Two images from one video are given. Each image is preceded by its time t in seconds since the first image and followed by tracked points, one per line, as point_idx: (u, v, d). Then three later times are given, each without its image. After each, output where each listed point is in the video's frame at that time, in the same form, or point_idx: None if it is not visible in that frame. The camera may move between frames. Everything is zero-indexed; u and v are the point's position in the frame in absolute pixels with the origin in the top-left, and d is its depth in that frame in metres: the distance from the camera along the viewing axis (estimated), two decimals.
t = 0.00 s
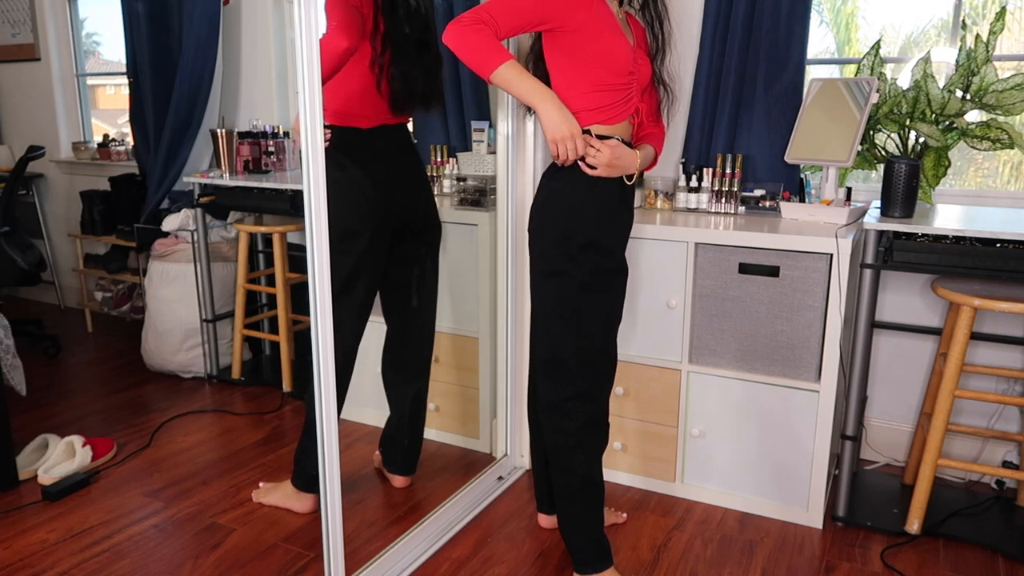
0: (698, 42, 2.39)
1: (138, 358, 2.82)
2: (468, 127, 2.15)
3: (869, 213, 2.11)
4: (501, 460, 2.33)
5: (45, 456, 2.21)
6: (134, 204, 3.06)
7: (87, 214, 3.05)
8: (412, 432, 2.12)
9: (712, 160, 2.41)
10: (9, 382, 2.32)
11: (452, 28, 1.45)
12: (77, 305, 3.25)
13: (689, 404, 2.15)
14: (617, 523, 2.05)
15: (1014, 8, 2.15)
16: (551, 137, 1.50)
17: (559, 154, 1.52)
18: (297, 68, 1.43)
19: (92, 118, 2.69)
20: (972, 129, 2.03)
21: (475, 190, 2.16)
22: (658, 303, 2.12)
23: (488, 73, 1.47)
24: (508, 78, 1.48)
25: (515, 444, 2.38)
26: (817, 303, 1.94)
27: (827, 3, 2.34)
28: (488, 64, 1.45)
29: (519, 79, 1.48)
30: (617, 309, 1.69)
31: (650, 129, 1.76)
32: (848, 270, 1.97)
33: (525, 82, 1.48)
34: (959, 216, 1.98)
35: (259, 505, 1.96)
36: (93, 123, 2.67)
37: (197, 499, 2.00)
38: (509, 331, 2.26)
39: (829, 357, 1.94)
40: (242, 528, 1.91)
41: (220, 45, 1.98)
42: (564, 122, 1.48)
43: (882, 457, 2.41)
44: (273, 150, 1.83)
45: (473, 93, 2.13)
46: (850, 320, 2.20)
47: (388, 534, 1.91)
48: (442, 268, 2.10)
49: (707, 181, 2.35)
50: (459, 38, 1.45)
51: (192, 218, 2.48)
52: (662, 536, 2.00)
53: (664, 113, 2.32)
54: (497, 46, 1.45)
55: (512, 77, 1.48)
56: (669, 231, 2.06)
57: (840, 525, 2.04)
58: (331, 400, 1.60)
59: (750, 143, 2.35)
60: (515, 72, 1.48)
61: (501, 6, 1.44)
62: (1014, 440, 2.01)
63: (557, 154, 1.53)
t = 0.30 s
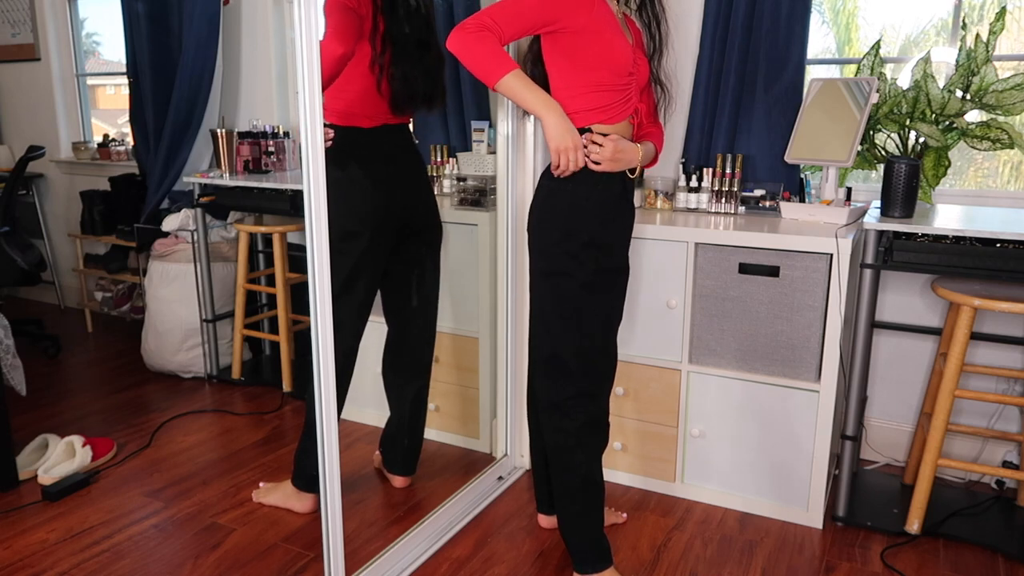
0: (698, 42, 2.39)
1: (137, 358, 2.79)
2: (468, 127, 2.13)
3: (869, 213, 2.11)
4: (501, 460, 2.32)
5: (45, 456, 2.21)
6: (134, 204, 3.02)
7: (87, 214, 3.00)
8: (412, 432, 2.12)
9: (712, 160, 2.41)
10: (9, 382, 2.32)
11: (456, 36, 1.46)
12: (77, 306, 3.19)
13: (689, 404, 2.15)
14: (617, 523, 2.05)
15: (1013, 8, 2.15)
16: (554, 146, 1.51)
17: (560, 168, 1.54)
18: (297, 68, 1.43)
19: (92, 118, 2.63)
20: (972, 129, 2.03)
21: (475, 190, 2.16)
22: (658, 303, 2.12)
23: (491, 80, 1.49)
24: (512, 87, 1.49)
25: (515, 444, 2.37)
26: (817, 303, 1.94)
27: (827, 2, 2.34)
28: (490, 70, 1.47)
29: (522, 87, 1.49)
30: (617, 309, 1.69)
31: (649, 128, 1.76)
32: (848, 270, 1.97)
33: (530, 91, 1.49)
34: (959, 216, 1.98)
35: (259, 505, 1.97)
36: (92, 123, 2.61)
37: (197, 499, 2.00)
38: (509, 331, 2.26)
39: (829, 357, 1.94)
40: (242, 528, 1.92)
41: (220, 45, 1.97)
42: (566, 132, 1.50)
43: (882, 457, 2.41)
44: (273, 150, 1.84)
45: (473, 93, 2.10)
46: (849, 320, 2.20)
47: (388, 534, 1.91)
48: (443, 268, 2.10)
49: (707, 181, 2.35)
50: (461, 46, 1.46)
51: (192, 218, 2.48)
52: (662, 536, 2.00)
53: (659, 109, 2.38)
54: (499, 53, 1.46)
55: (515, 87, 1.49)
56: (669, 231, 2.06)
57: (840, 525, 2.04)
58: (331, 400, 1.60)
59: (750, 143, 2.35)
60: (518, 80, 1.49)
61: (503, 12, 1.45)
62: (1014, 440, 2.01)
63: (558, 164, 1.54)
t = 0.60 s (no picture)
0: (698, 43, 2.39)
1: (138, 358, 2.84)
2: (468, 127, 2.12)
3: (869, 213, 2.11)
4: (501, 460, 2.32)
5: (45, 456, 2.19)
6: (134, 204, 3.07)
7: (87, 214, 3.07)
8: (412, 431, 2.12)
9: (712, 160, 2.41)
10: (9, 382, 2.31)
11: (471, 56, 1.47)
12: (78, 305, 3.29)
13: (689, 404, 2.15)
14: (617, 524, 2.05)
15: (1013, 8, 2.15)
16: (596, 139, 1.45)
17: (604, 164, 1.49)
18: (297, 68, 1.42)
19: (91, 118, 2.67)
20: (972, 129, 2.03)
21: (475, 190, 2.16)
22: (658, 303, 2.12)
23: (512, 91, 1.46)
24: (537, 94, 1.46)
25: (515, 444, 2.37)
26: (817, 303, 1.94)
27: (828, 2, 2.34)
28: (508, 83, 1.45)
29: (546, 91, 1.45)
30: (617, 309, 1.69)
31: (648, 129, 1.76)
32: (848, 270, 1.97)
33: (559, 93, 1.45)
34: (959, 216, 1.98)
35: (259, 505, 1.94)
36: (92, 123, 2.66)
37: (197, 499, 1.99)
38: (509, 331, 2.25)
39: (829, 357, 1.94)
40: (242, 528, 1.88)
41: (220, 45, 2.00)
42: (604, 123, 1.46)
43: (882, 457, 2.41)
44: (273, 150, 1.83)
45: (473, 93, 2.10)
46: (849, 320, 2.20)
47: (388, 534, 1.91)
48: (443, 268, 2.10)
49: (708, 181, 2.35)
50: (475, 63, 1.46)
51: (191, 218, 2.48)
52: (662, 536, 2.00)
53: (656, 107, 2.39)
54: (516, 61, 1.45)
55: (542, 92, 1.45)
56: (669, 231, 2.06)
57: (840, 525, 2.04)
58: (330, 400, 1.60)
59: (750, 143, 2.35)
60: (542, 86, 1.45)
61: (509, 22, 1.45)
62: (1014, 440, 2.01)
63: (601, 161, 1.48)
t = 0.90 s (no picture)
0: (698, 42, 2.39)
1: (138, 358, 2.85)
2: (468, 127, 2.14)
3: (869, 212, 2.11)
4: (501, 460, 2.32)
5: (45, 456, 2.15)
6: (134, 204, 3.07)
7: (87, 214, 3.09)
8: (412, 431, 2.11)
9: (712, 160, 2.41)
10: (9, 382, 2.29)
11: (545, 113, 1.50)
12: (77, 305, 3.38)
13: (689, 404, 2.15)
14: (617, 524, 2.05)
15: (1014, 8, 2.15)
16: (689, 96, 1.50)
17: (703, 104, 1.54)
18: (297, 68, 1.42)
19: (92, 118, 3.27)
20: (972, 129, 2.03)
21: (475, 190, 2.16)
22: (658, 303, 2.12)
23: (593, 114, 1.48)
24: (616, 104, 1.48)
25: (516, 444, 2.36)
26: (817, 303, 1.94)
27: (828, 2, 2.34)
28: (586, 108, 1.47)
29: (619, 95, 1.47)
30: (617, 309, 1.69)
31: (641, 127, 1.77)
32: (849, 270, 1.97)
33: (633, 87, 1.48)
34: (959, 217, 1.98)
35: (259, 506, 1.91)
36: (92, 123, 3.26)
37: (197, 499, 1.97)
38: (509, 331, 2.25)
39: (829, 357, 1.94)
40: (242, 528, 1.85)
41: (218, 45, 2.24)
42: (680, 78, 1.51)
43: (882, 457, 2.41)
44: (273, 150, 1.81)
45: (473, 92, 2.11)
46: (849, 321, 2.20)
47: (388, 534, 1.91)
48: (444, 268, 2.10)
49: (707, 181, 2.35)
50: (553, 114, 1.49)
51: (191, 217, 2.49)
52: (662, 536, 2.00)
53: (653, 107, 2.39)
54: (575, 87, 1.47)
55: (623, 94, 1.47)
56: (669, 231, 2.06)
57: (840, 524, 2.04)
58: (331, 400, 1.59)
59: (750, 143, 2.35)
60: (617, 91, 1.47)
61: (541, 72, 1.49)
62: (1014, 440, 2.01)
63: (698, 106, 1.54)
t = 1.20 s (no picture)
0: (698, 42, 2.38)
1: (138, 358, 2.85)
2: (468, 127, 2.12)
3: (869, 213, 2.11)
4: (501, 460, 2.32)
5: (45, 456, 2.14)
6: (134, 204, 3.06)
7: (87, 214, 3.09)
8: (412, 431, 2.11)
9: (712, 160, 2.41)
10: (9, 382, 2.29)
11: (590, 127, 1.54)
12: (77, 305, 3.38)
13: (690, 404, 2.15)
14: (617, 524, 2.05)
15: (1013, 8, 2.14)
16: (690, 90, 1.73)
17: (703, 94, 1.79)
18: (297, 68, 1.42)
19: (92, 118, 3.33)
20: (972, 129, 2.03)
21: (475, 190, 2.16)
22: (658, 303, 2.12)
23: (630, 117, 1.58)
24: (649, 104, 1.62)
25: (515, 445, 2.36)
26: (817, 303, 1.93)
27: (828, 2, 2.34)
28: (626, 113, 1.57)
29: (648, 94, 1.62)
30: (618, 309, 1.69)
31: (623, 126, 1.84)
32: (849, 270, 1.97)
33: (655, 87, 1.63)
34: (959, 217, 1.98)
35: (258, 506, 1.91)
36: (92, 123, 3.33)
37: (197, 499, 1.97)
38: (509, 334, 2.24)
39: (829, 357, 1.94)
40: (242, 528, 1.84)
41: (218, 44, 2.30)
42: (682, 72, 1.72)
43: (882, 457, 2.41)
44: (273, 151, 1.88)
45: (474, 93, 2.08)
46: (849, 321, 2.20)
47: (388, 534, 1.90)
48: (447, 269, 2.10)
49: (708, 181, 2.34)
50: (600, 126, 1.54)
51: (188, 217, 2.57)
52: (662, 536, 2.00)
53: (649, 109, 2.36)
54: (612, 95, 1.55)
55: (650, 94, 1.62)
56: (669, 231, 2.06)
57: (840, 525, 2.04)
58: (331, 400, 1.59)
59: (750, 143, 2.35)
60: (644, 93, 1.61)
61: (575, 90, 1.52)
62: (1014, 440, 2.01)
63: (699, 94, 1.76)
